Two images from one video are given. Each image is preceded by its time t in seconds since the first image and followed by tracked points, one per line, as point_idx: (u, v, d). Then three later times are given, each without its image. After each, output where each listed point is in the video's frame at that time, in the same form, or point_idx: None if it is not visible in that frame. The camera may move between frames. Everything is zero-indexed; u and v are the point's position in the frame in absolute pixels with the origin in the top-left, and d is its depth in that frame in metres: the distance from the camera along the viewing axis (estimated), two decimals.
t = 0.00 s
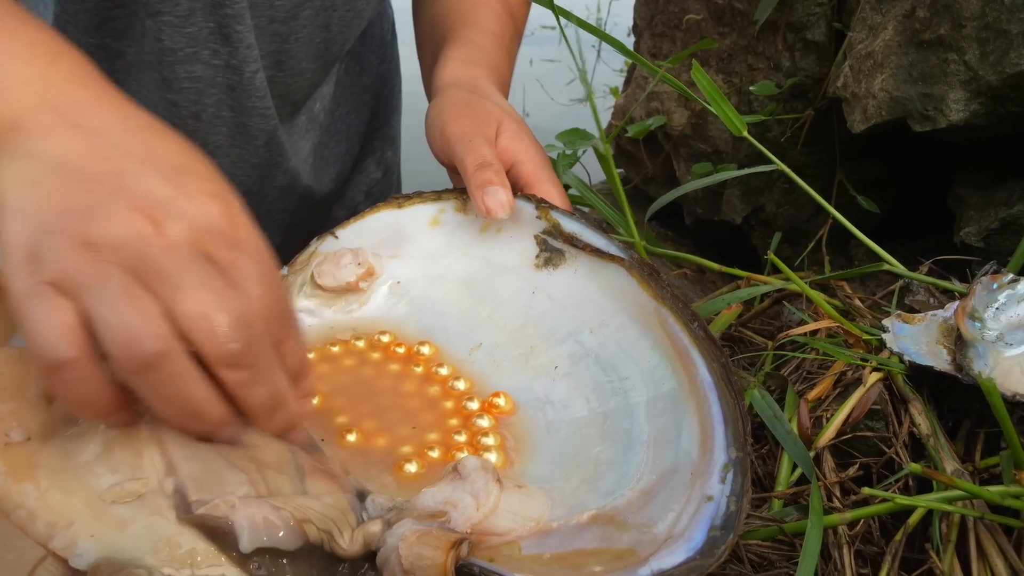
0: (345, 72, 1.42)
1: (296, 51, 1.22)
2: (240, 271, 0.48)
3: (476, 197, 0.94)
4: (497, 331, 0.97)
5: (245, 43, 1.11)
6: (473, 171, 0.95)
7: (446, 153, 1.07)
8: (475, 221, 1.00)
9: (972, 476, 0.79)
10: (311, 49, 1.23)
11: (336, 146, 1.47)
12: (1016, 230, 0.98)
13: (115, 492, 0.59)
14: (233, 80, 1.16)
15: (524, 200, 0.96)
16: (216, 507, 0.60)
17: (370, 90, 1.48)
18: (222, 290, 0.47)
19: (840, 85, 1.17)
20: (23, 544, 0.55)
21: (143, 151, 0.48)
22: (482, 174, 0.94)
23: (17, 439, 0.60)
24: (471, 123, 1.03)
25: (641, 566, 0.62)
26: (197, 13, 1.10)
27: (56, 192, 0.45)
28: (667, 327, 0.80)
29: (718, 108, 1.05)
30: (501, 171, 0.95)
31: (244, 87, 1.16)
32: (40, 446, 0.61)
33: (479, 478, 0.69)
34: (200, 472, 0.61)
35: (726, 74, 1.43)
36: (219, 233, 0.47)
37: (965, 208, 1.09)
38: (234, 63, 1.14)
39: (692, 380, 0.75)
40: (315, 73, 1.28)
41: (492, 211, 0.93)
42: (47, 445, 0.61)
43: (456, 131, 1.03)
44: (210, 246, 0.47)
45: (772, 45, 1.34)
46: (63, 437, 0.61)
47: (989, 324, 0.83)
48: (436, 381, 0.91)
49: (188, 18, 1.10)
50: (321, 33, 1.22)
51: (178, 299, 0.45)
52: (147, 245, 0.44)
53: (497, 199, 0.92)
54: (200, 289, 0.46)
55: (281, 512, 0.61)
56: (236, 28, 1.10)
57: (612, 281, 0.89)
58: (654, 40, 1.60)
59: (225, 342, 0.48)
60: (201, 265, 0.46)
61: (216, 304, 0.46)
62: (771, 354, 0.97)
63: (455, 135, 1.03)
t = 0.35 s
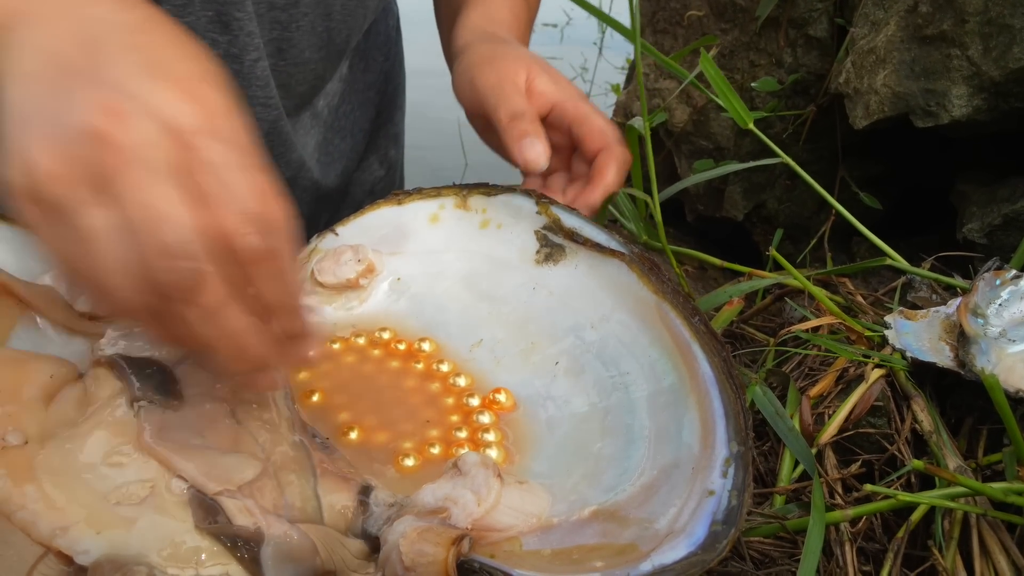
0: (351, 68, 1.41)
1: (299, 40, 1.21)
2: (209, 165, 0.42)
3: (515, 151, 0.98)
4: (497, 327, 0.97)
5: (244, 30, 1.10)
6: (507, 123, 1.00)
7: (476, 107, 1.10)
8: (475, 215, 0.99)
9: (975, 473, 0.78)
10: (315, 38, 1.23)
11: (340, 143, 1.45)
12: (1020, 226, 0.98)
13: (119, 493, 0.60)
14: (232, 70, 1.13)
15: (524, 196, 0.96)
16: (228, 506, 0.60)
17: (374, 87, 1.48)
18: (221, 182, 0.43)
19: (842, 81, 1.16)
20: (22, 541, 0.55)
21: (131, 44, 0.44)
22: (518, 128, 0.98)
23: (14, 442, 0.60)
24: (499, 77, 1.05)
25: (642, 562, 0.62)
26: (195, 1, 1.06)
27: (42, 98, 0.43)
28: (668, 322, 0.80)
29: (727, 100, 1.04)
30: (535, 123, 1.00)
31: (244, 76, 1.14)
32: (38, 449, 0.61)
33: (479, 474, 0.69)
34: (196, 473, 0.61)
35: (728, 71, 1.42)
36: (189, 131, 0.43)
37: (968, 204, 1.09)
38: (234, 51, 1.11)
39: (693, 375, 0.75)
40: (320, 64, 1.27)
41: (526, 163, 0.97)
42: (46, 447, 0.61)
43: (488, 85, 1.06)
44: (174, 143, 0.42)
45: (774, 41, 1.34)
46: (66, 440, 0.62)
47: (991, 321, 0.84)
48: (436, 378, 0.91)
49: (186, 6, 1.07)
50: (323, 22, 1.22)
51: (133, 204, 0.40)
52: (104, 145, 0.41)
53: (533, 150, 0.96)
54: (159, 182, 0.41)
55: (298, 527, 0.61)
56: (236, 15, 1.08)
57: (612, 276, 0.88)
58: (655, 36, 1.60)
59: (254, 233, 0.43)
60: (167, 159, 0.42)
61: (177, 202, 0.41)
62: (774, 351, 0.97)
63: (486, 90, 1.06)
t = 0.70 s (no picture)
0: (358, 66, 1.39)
1: (318, 35, 1.24)
2: (414, 344, 0.65)
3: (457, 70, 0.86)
4: (502, 329, 0.96)
5: (258, 26, 1.15)
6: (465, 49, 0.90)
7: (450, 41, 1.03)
8: (479, 215, 0.98)
9: (978, 472, 0.78)
10: (334, 35, 1.25)
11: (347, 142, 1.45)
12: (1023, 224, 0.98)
13: (122, 493, 0.59)
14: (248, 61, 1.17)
15: (528, 197, 0.95)
16: (243, 508, 0.60)
17: (378, 84, 1.47)
18: (406, 355, 0.65)
19: (845, 79, 1.16)
20: (26, 538, 0.55)
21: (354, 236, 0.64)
22: (470, 52, 0.88)
23: (19, 439, 0.60)
24: (480, 7, 0.98)
25: (646, 570, 0.62)
26: None
27: (259, 272, 0.64)
28: (674, 330, 0.79)
29: (722, 104, 1.05)
30: (490, 55, 0.89)
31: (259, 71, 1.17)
32: (42, 446, 0.61)
33: (483, 479, 0.68)
34: (208, 469, 0.61)
35: (729, 69, 1.42)
36: (396, 311, 0.64)
37: (971, 202, 1.08)
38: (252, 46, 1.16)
39: (698, 384, 0.75)
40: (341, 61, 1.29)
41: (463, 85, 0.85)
42: (50, 445, 0.61)
43: (463, 13, 0.99)
44: (376, 317, 0.63)
45: (776, 39, 1.33)
46: (69, 435, 0.62)
47: (995, 319, 0.83)
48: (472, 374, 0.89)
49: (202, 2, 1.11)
50: (343, 19, 1.24)
51: (340, 367, 0.62)
52: (318, 322, 0.62)
53: (472, 74, 0.84)
54: (363, 358, 0.63)
55: (313, 536, 0.61)
56: (249, 11, 1.14)
57: (617, 282, 0.88)
58: (657, 35, 1.60)
59: (443, 398, 0.67)
60: (373, 334, 0.64)
61: (375, 376, 0.63)
62: (776, 350, 0.97)
63: (467, 12, 0.98)
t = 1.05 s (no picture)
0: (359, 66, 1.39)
1: (324, 35, 1.24)
2: (404, 347, 0.67)
3: (477, 73, 0.85)
4: (500, 327, 0.97)
5: (263, 25, 1.13)
6: (484, 53, 0.88)
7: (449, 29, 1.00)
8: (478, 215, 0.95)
9: (977, 469, 0.78)
10: (339, 35, 1.26)
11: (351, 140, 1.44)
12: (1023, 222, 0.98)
13: (120, 492, 0.59)
14: (249, 62, 1.16)
15: (527, 196, 0.93)
16: (247, 505, 0.60)
17: (381, 83, 1.47)
18: (398, 360, 0.68)
19: (845, 77, 1.15)
20: (24, 537, 0.55)
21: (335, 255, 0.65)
22: (494, 59, 0.87)
23: (17, 437, 0.60)
24: (502, 7, 0.95)
25: (645, 568, 0.62)
26: None
27: (251, 307, 0.67)
28: (673, 328, 0.80)
29: (723, 101, 1.04)
30: (506, 60, 0.88)
31: (260, 69, 1.17)
32: (41, 445, 0.61)
33: (481, 478, 0.69)
34: (210, 466, 0.61)
35: (729, 68, 1.42)
36: (382, 323, 0.65)
37: (970, 200, 1.08)
38: (251, 45, 1.15)
39: (696, 382, 0.75)
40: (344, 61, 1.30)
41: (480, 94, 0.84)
42: (48, 443, 0.61)
43: (482, 7, 0.96)
44: (365, 333, 0.65)
45: (776, 37, 1.33)
46: (68, 434, 0.62)
47: (994, 317, 0.83)
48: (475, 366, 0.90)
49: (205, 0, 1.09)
50: (348, 19, 1.25)
51: (337, 388, 0.66)
52: (308, 354, 0.65)
53: (492, 86, 0.84)
54: (359, 372, 0.67)
55: (314, 536, 0.61)
56: (254, 10, 1.12)
57: (617, 280, 0.87)
58: (657, 33, 1.59)
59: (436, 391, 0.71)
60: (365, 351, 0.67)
61: (372, 389, 0.67)
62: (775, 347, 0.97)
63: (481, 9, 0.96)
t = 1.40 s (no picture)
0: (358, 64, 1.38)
1: (320, 35, 1.24)
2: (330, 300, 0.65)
3: (497, 101, 0.83)
4: (501, 321, 0.96)
5: (256, 25, 1.12)
6: (499, 76, 0.86)
7: (449, 45, 0.98)
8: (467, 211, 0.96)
9: (978, 467, 0.78)
10: (337, 35, 1.26)
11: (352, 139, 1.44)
12: None
13: (119, 491, 0.59)
14: (246, 61, 1.16)
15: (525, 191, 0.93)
16: (248, 501, 0.60)
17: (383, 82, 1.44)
18: (330, 312, 0.66)
19: (845, 74, 1.16)
20: (23, 537, 0.55)
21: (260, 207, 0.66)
22: (513, 85, 0.85)
23: (15, 439, 0.59)
24: (514, 30, 0.94)
25: (645, 560, 0.61)
26: None
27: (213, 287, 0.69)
28: (670, 319, 0.79)
29: (723, 98, 1.04)
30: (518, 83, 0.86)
31: (258, 68, 1.17)
32: (39, 445, 0.60)
33: (480, 472, 0.69)
34: (212, 462, 0.62)
35: (729, 66, 1.42)
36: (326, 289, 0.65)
37: (971, 197, 1.08)
38: (246, 44, 1.15)
39: (694, 372, 0.75)
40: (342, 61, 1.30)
41: (501, 124, 0.82)
42: (47, 444, 0.61)
43: (495, 29, 0.94)
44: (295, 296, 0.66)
45: (775, 35, 1.33)
46: (67, 433, 0.62)
47: (995, 315, 0.82)
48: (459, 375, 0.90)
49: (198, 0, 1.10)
50: (344, 18, 1.25)
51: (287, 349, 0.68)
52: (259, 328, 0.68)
53: (512, 118, 0.83)
54: (305, 331, 0.68)
55: (315, 532, 0.60)
56: (247, 10, 1.11)
57: (614, 273, 0.87)
58: (657, 31, 1.59)
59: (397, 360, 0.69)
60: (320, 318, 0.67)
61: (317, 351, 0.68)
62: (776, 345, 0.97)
63: (478, 27, 0.95)
